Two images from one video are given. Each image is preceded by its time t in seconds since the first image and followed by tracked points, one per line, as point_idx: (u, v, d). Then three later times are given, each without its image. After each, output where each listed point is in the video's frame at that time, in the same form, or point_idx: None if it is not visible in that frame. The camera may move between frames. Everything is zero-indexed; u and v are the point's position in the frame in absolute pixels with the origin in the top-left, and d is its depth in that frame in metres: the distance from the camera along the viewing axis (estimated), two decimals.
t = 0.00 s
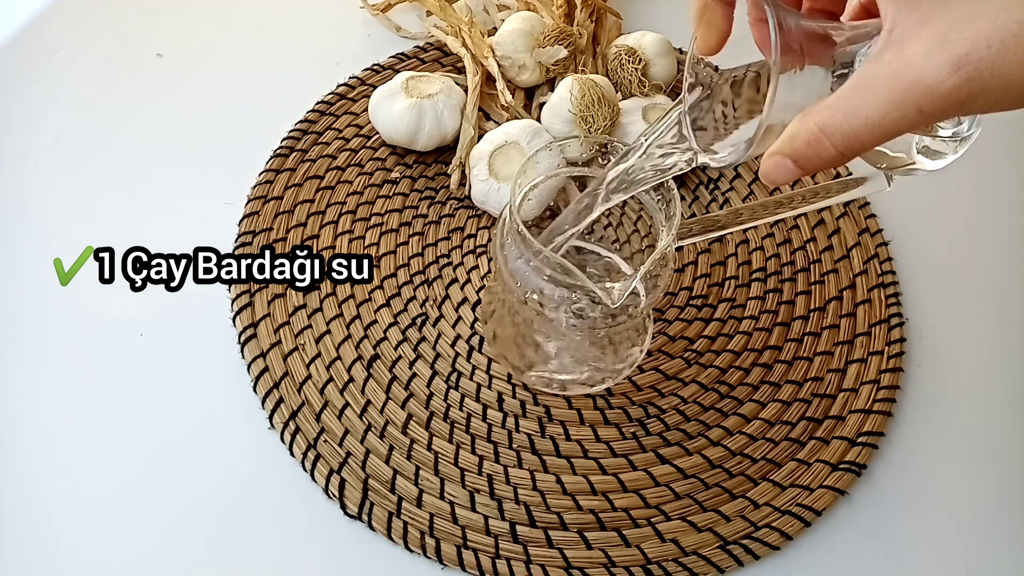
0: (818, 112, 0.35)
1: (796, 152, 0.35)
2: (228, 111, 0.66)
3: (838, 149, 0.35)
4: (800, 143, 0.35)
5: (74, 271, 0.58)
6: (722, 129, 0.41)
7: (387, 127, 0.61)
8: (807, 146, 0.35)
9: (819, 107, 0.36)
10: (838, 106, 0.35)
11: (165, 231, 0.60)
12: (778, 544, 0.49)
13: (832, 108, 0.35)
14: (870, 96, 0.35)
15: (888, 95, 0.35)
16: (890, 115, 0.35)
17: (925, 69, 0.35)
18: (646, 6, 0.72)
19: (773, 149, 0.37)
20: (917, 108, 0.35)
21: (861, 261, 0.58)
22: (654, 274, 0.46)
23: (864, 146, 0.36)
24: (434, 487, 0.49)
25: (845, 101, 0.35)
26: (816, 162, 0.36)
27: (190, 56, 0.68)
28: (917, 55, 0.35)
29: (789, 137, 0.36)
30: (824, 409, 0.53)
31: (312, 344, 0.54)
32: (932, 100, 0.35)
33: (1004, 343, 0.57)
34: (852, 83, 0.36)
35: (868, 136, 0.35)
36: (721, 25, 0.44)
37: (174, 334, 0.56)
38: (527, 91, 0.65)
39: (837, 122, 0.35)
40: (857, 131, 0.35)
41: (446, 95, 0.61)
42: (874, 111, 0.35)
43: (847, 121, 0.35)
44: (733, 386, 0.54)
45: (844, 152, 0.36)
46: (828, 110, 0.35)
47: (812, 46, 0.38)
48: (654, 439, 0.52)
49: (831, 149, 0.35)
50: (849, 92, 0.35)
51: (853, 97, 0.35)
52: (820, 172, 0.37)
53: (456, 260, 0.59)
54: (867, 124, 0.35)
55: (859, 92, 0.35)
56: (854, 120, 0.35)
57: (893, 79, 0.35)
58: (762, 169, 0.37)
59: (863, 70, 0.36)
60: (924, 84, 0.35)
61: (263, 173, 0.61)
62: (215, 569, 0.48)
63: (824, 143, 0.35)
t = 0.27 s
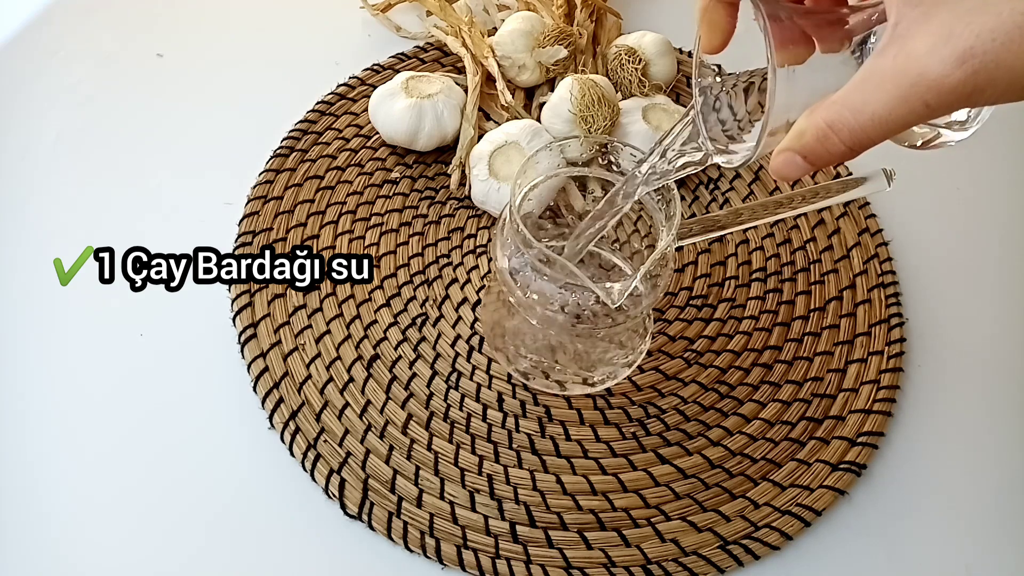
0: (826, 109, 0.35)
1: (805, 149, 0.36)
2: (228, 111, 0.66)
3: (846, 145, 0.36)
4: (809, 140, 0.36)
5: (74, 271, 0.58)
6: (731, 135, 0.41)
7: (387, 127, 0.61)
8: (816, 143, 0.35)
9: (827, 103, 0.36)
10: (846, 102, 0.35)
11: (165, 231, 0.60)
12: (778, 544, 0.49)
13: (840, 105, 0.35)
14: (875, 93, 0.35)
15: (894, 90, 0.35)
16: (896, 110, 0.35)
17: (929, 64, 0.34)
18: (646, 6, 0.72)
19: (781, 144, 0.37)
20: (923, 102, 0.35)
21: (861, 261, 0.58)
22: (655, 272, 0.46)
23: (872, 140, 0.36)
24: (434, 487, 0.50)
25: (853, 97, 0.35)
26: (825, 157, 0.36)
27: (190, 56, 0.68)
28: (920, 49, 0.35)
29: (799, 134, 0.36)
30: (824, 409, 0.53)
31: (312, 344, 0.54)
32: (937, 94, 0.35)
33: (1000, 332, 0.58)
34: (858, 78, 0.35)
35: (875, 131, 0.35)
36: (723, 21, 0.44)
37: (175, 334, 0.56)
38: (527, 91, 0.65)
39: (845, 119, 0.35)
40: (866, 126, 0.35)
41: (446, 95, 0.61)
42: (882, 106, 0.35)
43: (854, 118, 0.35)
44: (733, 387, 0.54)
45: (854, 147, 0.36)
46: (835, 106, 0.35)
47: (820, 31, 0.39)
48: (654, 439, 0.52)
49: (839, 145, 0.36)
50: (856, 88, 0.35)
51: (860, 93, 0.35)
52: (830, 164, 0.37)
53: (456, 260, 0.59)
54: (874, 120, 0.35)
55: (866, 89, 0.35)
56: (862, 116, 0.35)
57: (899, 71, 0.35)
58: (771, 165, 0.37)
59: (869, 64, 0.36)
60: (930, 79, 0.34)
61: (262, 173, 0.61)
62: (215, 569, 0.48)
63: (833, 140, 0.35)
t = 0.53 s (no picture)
0: (815, 98, 0.36)
1: (795, 138, 0.37)
2: (228, 111, 0.66)
3: (835, 133, 0.36)
4: (799, 130, 0.37)
5: (74, 271, 0.58)
6: (728, 135, 0.43)
7: (387, 127, 0.61)
8: (804, 132, 0.36)
9: (816, 92, 0.36)
10: (833, 91, 0.36)
11: (165, 231, 0.60)
12: (778, 544, 0.49)
13: (827, 94, 0.36)
14: (862, 81, 0.35)
15: (880, 77, 0.35)
16: (882, 98, 0.35)
17: (913, 51, 0.35)
18: (646, 6, 0.72)
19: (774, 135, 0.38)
20: (908, 88, 0.35)
21: (861, 261, 0.58)
22: (654, 274, 0.46)
23: (860, 127, 0.37)
24: (434, 487, 0.49)
25: (840, 85, 0.36)
26: (816, 145, 0.37)
27: (190, 57, 0.68)
28: (904, 35, 0.35)
29: (788, 123, 0.37)
30: (824, 409, 0.53)
31: (312, 344, 0.54)
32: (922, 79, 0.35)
33: (998, 325, 0.58)
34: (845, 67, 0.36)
35: (863, 119, 0.36)
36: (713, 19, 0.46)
37: (175, 334, 0.56)
38: (527, 91, 0.65)
39: (832, 107, 0.36)
40: (853, 113, 0.36)
41: (446, 95, 0.61)
42: (869, 95, 0.35)
43: (842, 107, 0.36)
44: (733, 387, 0.54)
45: (843, 134, 0.37)
46: (823, 96, 0.36)
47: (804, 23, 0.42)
48: (654, 439, 0.52)
49: (828, 133, 0.36)
50: (843, 77, 0.36)
51: (847, 82, 0.35)
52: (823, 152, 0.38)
53: (456, 260, 0.59)
54: (861, 108, 0.36)
55: (852, 77, 0.35)
56: (850, 105, 0.36)
57: (883, 59, 0.35)
58: (766, 154, 0.39)
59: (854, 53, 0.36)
60: (915, 66, 0.35)
61: (263, 173, 0.61)
62: (215, 568, 0.48)
63: (821, 128, 0.36)
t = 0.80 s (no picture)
0: (779, 106, 0.38)
1: (766, 144, 0.39)
2: (228, 111, 0.66)
3: (801, 136, 0.39)
4: (768, 136, 0.39)
5: (73, 271, 0.58)
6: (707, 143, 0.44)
7: (387, 127, 0.61)
8: (774, 138, 0.39)
9: (779, 100, 0.39)
10: (795, 98, 0.38)
11: (164, 231, 0.60)
12: (777, 544, 0.49)
13: (789, 101, 0.38)
14: (819, 87, 0.38)
15: (835, 84, 0.37)
16: (840, 102, 0.38)
17: (863, 57, 0.37)
18: (646, 5, 0.72)
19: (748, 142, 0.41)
20: (863, 92, 0.38)
21: (861, 261, 0.58)
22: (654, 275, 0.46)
23: (825, 130, 0.39)
24: (434, 487, 0.50)
25: (800, 93, 0.38)
26: (787, 149, 0.39)
27: (190, 56, 0.68)
28: (855, 42, 0.37)
29: (758, 132, 0.39)
30: (824, 409, 0.53)
31: (312, 344, 0.54)
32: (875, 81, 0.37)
33: (1000, 331, 0.58)
34: (804, 76, 0.38)
35: (825, 123, 0.38)
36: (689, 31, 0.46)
37: (175, 334, 0.56)
38: (527, 91, 0.65)
39: (795, 114, 0.38)
40: (815, 119, 0.38)
41: (446, 95, 0.61)
42: (828, 100, 0.37)
43: (804, 113, 0.38)
44: (733, 387, 0.54)
45: (809, 137, 0.39)
46: (786, 103, 0.38)
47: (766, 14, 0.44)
48: (654, 439, 0.52)
49: (795, 137, 0.39)
50: (802, 85, 0.38)
51: (806, 90, 0.38)
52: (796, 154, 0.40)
53: (456, 260, 0.59)
54: (822, 112, 0.38)
55: (809, 85, 0.38)
56: (811, 111, 0.38)
57: (835, 68, 0.38)
58: (741, 163, 0.41)
59: (812, 62, 0.39)
60: (865, 71, 0.37)
61: (263, 173, 0.61)
62: (215, 568, 0.48)
63: (788, 134, 0.38)
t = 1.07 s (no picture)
0: (728, 119, 0.40)
1: (722, 152, 0.42)
2: (227, 111, 0.66)
3: (757, 142, 0.41)
4: (723, 145, 0.41)
5: (73, 271, 0.58)
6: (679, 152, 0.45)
7: (387, 127, 0.61)
8: (729, 147, 0.41)
9: (728, 111, 0.40)
10: (740, 111, 0.40)
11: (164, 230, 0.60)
12: (777, 544, 0.49)
13: (734, 115, 0.40)
14: (761, 103, 0.39)
15: (776, 97, 0.39)
16: (784, 113, 0.39)
17: (798, 73, 0.38)
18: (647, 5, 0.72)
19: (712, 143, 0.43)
20: (805, 104, 0.39)
21: (861, 261, 0.58)
22: (654, 275, 0.46)
23: (779, 133, 0.40)
24: (434, 487, 0.50)
25: (745, 106, 0.39)
26: (747, 151, 0.42)
27: (190, 57, 0.68)
28: (788, 57, 0.38)
29: (715, 141, 0.42)
30: (824, 409, 0.53)
31: (312, 344, 0.54)
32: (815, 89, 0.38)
33: (999, 334, 0.58)
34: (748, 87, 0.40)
35: (776, 129, 0.40)
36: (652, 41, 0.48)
37: (175, 334, 0.56)
38: (527, 91, 0.65)
39: (743, 127, 0.40)
40: (764, 128, 0.40)
41: (446, 95, 0.61)
42: (770, 112, 0.39)
43: (750, 126, 0.40)
44: (733, 387, 0.54)
45: (765, 141, 0.41)
46: (733, 116, 0.40)
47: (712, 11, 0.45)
48: (654, 439, 0.52)
49: (751, 144, 0.41)
50: (747, 97, 0.39)
51: (749, 103, 0.39)
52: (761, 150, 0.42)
53: (456, 260, 0.59)
54: (768, 123, 0.39)
55: (751, 99, 0.39)
56: (757, 122, 0.39)
57: (772, 80, 0.39)
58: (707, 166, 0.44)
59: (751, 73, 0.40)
60: (802, 85, 0.38)
61: (263, 173, 0.61)
62: (215, 568, 0.48)
63: (743, 142, 0.41)
